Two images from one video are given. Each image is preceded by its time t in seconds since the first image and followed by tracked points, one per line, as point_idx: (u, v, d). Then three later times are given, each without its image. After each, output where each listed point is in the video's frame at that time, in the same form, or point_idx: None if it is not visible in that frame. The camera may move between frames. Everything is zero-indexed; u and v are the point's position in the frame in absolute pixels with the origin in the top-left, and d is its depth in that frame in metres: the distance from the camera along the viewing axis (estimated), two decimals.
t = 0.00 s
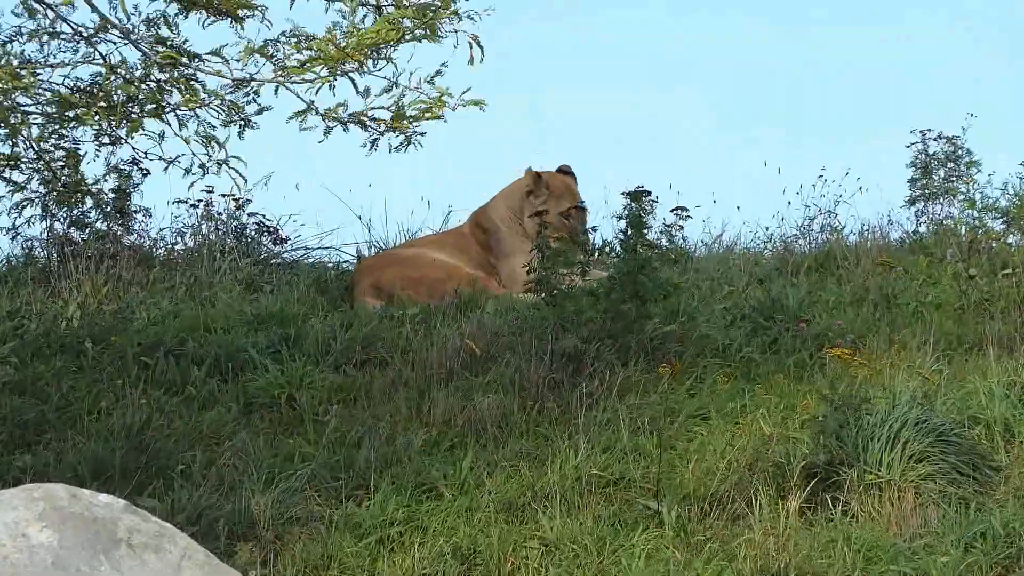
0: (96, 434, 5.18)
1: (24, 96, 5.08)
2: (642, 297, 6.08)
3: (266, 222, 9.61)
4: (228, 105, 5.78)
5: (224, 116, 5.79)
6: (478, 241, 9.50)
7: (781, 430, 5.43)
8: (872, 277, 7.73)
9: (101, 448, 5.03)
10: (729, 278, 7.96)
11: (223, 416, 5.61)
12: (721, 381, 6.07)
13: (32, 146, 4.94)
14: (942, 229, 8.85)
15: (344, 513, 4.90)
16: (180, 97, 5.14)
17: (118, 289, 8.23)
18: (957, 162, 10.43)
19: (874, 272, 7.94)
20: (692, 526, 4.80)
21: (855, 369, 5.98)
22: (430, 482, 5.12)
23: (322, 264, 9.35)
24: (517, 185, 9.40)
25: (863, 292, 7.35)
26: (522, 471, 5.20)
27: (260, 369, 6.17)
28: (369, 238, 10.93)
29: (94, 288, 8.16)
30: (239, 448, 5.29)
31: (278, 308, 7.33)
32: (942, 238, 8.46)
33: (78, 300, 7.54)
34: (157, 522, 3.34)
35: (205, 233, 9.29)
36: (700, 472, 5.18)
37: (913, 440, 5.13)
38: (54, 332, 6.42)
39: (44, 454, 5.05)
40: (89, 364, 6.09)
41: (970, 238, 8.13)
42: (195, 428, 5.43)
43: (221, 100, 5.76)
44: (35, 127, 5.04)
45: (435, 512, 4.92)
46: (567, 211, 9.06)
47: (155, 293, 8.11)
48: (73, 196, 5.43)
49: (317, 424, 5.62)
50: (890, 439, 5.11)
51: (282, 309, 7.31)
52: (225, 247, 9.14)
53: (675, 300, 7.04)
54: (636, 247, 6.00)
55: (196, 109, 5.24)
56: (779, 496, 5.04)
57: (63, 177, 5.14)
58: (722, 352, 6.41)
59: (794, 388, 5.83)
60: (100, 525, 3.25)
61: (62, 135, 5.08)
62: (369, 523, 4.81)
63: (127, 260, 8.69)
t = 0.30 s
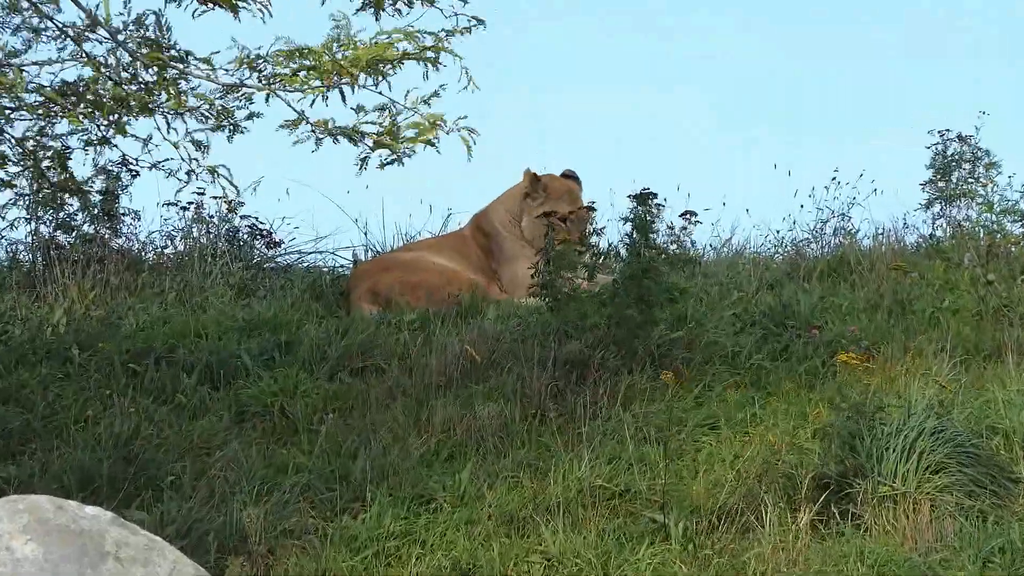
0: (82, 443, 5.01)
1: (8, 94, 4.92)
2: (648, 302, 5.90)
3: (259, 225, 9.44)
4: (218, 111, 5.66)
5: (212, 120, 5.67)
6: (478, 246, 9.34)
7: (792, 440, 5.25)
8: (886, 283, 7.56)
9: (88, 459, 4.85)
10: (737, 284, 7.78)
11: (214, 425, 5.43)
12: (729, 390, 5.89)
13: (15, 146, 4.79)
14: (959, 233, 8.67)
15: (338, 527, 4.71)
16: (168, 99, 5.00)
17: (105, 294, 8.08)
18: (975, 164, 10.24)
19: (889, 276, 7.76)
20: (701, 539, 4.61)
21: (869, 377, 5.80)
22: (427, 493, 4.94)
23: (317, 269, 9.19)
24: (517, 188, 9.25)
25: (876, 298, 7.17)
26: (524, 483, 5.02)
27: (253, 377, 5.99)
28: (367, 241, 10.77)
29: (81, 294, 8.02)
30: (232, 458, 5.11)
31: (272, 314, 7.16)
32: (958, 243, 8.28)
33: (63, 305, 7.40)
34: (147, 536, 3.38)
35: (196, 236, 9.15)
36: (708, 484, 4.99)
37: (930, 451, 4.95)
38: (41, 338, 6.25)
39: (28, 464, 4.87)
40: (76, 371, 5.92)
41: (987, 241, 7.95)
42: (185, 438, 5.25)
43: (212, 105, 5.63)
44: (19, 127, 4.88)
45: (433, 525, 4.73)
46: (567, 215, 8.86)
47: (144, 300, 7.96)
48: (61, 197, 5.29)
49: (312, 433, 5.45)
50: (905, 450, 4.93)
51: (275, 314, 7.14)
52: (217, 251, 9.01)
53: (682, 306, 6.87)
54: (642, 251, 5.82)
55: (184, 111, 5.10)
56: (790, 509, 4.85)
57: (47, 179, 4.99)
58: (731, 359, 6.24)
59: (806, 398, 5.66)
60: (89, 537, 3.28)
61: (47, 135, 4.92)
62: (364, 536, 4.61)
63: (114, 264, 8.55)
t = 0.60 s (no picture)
0: (66, 455, 4.83)
1: None
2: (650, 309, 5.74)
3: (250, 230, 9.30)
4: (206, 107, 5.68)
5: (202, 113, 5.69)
6: (475, 251, 9.20)
7: (800, 453, 5.08)
8: (898, 289, 7.40)
9: (71, 471, 4.67)
10: (744, 291, 7.63)
11: (202, 437, 5.26)
12: (735, 400, 5.72)
13: None
14: (974, 239, 8.53)
15: (332, 541, 4.53)
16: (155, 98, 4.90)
17: (90, 300, 7.92)
18: (989, 166, 10.08)
19: (901, 283, 7.61)
20: (706, 555, 4.43)
21: (881, 387, 5.64)
22: (423, 507, 4.77)
23: (308, 274, 9.04)
24: (516, 194, 9.08)
25: (887, 305, 7.01)
26: (523, 496, 4.85)
27: (242, 387, 5.83)
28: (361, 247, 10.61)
29: (66, 299, 7.87)
30: (221, 470, 4.93)
31: (262, 321, 7.00)
32: (974, 248, 8.17)
33: (47, 311, 7.24)
34: (132, 550, 3.25)
35: (184, 241, 9.00)
36: (714, 498, 4.82)
37: (943, 465, 4.79)
38: (25, 347, 6.08)
39: (8, 476, 4.70)
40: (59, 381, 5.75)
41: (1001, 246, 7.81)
42: (172, 449, 5.08)
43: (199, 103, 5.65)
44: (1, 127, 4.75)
45: (429, 540, 4.55)
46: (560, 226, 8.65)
47: (130, 306, 7.82)
48: (42, 197, 5.24)
49: (303, 445, 5.28)
50: (917, 463, 4.77)
51: (266, 322, 6.98)
52: (206, 255, 8.87)
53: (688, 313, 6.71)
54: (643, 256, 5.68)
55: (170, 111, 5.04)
56: (799, 523, 4.68)
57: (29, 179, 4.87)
58: (738, 368, 6.08)
59: (815, 408, 5.50)
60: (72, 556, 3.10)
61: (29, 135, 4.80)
62: (358, 551, 4.43)
63: (99, 269, 8.43)
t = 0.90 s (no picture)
0: (48, 467, 4.66)
1: None
2: (654, 315, 5.56)
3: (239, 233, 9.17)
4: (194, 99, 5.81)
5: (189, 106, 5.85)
6: (473, 253, 9.02)
7: (809, 464, 4.91)
8: (911, 294, 7.25)
9: (54, 482, 4.49)
10: (751, 296, 7.48)
11: (189, 447, 5.09)
12: (742, 409, 5.56)
13: None
14: (989, 242, 8.38)
15: (324, 555, 4.35)
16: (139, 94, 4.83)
17: (73, 306, 7.78)
18: (1006, 168, 9.93)
19: (913, 288, 7.45)
20: (713, 570, 4.26)
21: (892, 395, 5.49)
22: (419, 521, 4.60)
23: (299, 278, 8.89)
24: (516, 196, 8.90)
25: (898, 310, 6.86)
26: (523, 509, 4.68)
27: (232, 396, 5.66)
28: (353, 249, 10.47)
29: (48, 305, 7.73)
30: (209, 482, 4.76)
31: (252, 327, 6.84)
32: (990, 251, 8.03)
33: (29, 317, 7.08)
34: (118, 565, 3.25)
35: (171, 245, 8.86)
36: (720, 510, 4.65)
37: (956, 476, 4.64)
38: (7, 354, 5.92)
39: None
40: (42, 389, 5.59)
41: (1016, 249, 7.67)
42: (159, 460, 4.91)
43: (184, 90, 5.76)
44: None
45: (424, 554, 4.37)
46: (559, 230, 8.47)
47: (115, 312, 7.67)
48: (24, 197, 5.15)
49: (295, 456, 5.11)
50: (930, 475, 4.62)
51: (255, 328, 6.82)
52: (193, 259, 8.73)
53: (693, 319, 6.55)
54: (646, 258, 5.52)
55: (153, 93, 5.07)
56: (808, 537, 4.51)
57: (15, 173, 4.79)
58: (744, 376, 5.92)
59: (824, 416, 5.34)
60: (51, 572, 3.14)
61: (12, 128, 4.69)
62: (351, 564, 4.25)
63: (82, 273, 8.31)
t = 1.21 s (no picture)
0: (26, 480, 4.49)
1: None
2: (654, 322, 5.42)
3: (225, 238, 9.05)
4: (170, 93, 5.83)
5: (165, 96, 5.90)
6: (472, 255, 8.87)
7: (816, 476, 4.74)
8: (921, 301, 7.11)
9: (32, 496, 4.32)
10: (755, 302, 7.34)
11: (172, 459, 4.93)
12: (746, 421, 5.41)
13: None
14: (1002, 248, 8.24)
15: (311, 570, 4.16)
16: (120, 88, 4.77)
17: (53, 313, 7.66)
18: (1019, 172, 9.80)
19: (924, 294, 7.30)
20: None
21: (902, 405, 5.34)
22: (412, 536, 4.42)
23: (287, 285, 8.77)
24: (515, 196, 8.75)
25: (906, 317, 6.72)
26: (519, 522, 4.51)
27: (216, 407, 5.51)
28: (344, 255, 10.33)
29: (30, 313, 7.61)
30: (193, 496, 4.59)
31: (238, 335, 6.70)
32: (1002, 256, 7.89)
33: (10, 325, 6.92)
34: None
35: (154, 250, 8.76)
36: (723, 524, 4.48)
37: (968, 490, 4.47)
38: None
39: None
40: (20, 400, 5.44)
41: None
42: (142, 474, 4.74)
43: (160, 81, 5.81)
44: None
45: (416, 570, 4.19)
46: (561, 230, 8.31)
47: (96, 320, 7.53)
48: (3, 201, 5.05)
49: (283, 468, 4.95)
50: (941, 488, 4.44)
51: (241, 336, 6.66)
52: (178, 265, 8.62)
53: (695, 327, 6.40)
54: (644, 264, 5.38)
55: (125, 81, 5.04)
56: (816, 552, 4.33)
57: None
58: (749, 386, 5.77)
59: (830, 428, 5.18)
60: None
61: None
62: None
63: (63, 279, 8.19)
